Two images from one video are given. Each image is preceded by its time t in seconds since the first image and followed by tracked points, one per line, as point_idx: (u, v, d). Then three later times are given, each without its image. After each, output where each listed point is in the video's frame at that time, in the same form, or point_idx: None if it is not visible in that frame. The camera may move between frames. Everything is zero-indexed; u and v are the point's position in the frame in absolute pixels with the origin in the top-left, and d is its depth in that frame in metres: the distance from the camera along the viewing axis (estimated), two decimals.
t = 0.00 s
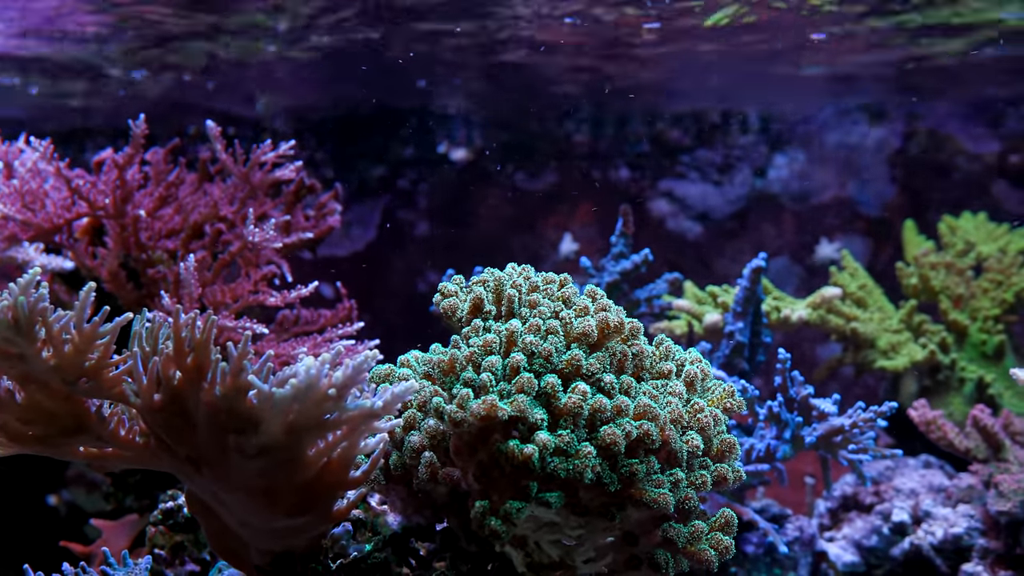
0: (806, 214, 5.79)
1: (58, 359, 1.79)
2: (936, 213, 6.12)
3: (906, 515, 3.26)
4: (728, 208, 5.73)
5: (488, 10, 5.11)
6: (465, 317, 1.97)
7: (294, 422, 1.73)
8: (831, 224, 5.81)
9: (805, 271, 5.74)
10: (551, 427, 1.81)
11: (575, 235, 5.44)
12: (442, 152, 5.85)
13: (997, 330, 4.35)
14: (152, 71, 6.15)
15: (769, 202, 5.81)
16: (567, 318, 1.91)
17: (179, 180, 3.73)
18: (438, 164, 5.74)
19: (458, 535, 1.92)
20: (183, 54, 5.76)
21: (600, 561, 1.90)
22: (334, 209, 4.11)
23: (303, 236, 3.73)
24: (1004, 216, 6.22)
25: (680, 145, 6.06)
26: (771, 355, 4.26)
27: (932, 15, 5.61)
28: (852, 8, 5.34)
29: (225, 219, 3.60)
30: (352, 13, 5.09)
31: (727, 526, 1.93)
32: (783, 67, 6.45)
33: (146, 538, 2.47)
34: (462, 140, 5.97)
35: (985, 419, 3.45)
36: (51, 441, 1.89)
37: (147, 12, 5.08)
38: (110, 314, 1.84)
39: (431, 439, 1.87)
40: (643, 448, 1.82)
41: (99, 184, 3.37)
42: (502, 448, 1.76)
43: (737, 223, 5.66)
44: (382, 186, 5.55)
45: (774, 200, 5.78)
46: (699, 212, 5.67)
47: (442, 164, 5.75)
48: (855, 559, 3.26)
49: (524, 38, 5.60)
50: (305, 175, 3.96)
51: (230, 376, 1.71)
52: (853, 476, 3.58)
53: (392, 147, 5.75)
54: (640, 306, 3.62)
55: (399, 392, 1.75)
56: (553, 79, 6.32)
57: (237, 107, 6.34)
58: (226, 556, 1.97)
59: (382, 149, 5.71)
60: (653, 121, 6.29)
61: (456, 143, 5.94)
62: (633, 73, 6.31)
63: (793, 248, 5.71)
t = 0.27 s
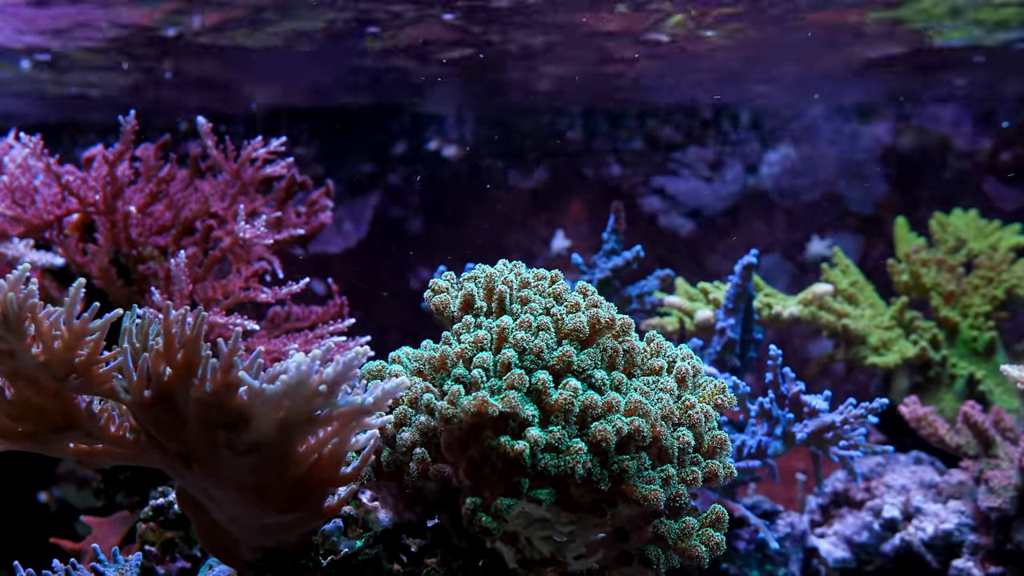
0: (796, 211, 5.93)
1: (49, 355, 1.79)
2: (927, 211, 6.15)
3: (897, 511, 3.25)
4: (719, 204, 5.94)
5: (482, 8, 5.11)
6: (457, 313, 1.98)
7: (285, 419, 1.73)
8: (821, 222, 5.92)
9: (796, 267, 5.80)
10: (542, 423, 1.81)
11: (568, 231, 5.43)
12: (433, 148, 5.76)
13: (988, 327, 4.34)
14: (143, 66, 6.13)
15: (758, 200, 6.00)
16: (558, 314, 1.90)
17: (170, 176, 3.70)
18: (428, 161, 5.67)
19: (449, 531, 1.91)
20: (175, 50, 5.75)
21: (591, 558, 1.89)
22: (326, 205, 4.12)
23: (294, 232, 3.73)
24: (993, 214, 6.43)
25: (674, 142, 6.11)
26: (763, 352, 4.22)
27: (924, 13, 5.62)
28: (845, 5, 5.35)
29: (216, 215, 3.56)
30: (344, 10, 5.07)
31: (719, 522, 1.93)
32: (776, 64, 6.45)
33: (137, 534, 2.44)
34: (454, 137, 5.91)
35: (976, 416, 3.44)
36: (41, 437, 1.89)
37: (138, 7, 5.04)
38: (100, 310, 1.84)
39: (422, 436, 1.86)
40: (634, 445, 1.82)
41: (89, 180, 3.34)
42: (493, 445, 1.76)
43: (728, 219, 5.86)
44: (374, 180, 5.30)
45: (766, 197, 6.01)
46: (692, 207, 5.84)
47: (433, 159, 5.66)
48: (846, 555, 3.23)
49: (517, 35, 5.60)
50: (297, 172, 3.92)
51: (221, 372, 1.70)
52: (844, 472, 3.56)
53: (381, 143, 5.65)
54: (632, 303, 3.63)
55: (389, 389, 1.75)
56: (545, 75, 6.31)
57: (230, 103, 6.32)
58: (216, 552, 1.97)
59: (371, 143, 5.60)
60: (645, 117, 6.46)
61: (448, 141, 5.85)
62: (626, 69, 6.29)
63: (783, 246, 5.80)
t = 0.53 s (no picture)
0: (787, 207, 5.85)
1: (38, 351, 1.78)
2: (917, 207, 5.97)
3: (888, 507, 3.25)
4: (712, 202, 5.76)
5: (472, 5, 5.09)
6: (447, 309, 1.96)
7: (275, 415, 1.73)
8: (812, 219, 5.92)
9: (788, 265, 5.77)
10: (533, 420, 1.81)
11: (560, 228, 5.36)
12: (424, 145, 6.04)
13: (979, 324, 4.31)
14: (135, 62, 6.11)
15: (752, 197, 5.86)
16: (548, 311, 1.91)
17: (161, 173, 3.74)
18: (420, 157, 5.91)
19: (440, 528, 1.91)
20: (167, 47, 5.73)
21: (581, 554, 1.89)
22: (317, 202, 4.10)
23: (285, 229, 3.71)
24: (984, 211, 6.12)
25: (663, 138, 6.27)
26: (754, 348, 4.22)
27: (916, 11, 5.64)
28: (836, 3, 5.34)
29: (207, 212, 3.58)
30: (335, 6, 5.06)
31: (709, 519, 1.94)
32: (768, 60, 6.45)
33: (127, 531, 2.46)
34: (444, 133, 6.23)
35: (967, 412, 3.39)
36: (31, 434, 1.88)
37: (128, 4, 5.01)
38: (90, 306, 1.83)
39: (413, 432, 1.86)
40: (625, 441, 1.82)
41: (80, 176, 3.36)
42: (484, 441, 1.76)
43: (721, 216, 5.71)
44: (365, 178, 5.57)
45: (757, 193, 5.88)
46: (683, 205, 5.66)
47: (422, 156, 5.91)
48: (837, 551, 3.27)
49: (508, 30, 5.60)
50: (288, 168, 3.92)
51: (211, 368, 1.70)
52: (835, 469, 3.59)
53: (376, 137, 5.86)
54: (623, 300, 3.56)
55: (380, 386, 1.74)
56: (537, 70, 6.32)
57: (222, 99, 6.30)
58: (207, 549, 1.96)
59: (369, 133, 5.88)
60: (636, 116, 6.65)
61: (438, 136, 6.17)
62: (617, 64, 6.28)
63: (775, 242, 5.76)
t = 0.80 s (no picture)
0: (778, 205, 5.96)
1: (27, 347, 1.77)
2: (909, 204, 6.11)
3: (879, 504, 3.26)
4: (703, 199, 5.86)
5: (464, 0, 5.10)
6: (438, 305, 1.95)
7: (266, 412, 1.73)
8: (804, 216, 6.00)
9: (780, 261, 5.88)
10: (525, 416, 1.81)
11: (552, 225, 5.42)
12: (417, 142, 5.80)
13: (969, 320, 4.32)
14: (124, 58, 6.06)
15: (743, 192, 5.97)
16: (540, 307, 1.90)
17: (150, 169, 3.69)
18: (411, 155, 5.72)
19: (431, 524, 1.91)
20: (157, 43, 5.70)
21: (573, 551, 1.89)
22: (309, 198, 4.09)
23: (276, 225, 3.71)
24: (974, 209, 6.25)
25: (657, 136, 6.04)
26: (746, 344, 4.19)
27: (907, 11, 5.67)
28: None
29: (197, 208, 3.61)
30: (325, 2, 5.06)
31: (700, 515, 1.94)
32: (760, 57, 6.45)
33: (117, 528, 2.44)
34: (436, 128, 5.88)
35: (957, 409, 3.45)
36: (21, 430, 1.88)
37: None
38: (80, 302, 1.82)
39: (404, 428, 1.86)
40: (616, 437, 1.82)
41: (70, 172, 3.34)
42: (475, 437, 1.76)
43: (712, 213, 5.81)
44: (358, 175, 5.42)
45: (749, 190, 5.96)
46: (674, 202, 5.78)
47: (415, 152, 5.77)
48: (828, 547, 3.26)
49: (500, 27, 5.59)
50: (278, 164, 3.94)
51: (201, 364, 1.70)
52: (826, 464, 3.55)
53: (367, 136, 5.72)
54: (615, 296, 3.59)
55: (371, 381, 1.74)
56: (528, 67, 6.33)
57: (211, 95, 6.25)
58: (197, 545, 1.96)
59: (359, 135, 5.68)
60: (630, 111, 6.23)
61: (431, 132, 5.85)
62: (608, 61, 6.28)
63: (767, 238, 5.86)
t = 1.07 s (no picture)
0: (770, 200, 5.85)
1: (17, 343, 1.77)
2: (900, 200, 6.07)
3: (869, 500, 3.20)
4: (694, 195, 5.81)
5: None
6: (429, 301, 1.96)
7: (256, 408, 1.72)
8: (796, 213, 5.83)
9: (771, 257, 5.68)
10: (516, 412, 1.81)
11: (543, 220, 5.55)
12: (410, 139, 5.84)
13: (960, 317, 4.33)
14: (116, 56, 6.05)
15: (735, 190, 5.92)
16: (531, 303, 1.90)
17: (141, 165, 3.71)
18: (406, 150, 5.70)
19: (422, 520, 1.90)
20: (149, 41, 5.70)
21: (563, 547, 1.89)
22: (300, 194, 4.10)
23: (267, 221, 3.71)
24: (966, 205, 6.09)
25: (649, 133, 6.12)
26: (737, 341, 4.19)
27: (897, 10, 5.71)
28: None
29: (188, 203, 3.60)
30: None
31: (692, 511, 1.93)
32: (751, 56, 6.46)
33: (108, 524, 2.44)
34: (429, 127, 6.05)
35: (948, 405, 3.45)
36: (10, 426, 1.87)
37: None
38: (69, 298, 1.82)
39: (395, 424, 1.86)
40: (607, 433, 1.82)
41: (59, 167, 3.34)
42: (466, 433, 1.76)
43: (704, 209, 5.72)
44: (349, 171, 5.41)
45: (741, 186, 5.94)
46: (666, 198, 5.71)
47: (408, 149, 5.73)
48: (819, 543, 3.23)
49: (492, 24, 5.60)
50: (268, 160, 3.97)
51: (191, 360, 1.70)
52: (817, 461, 3.55)
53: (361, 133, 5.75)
54: (606, 292, 3.59)
55: (362, 377, 1.74)
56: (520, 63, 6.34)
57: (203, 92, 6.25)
58: (188, 542, 1.95)
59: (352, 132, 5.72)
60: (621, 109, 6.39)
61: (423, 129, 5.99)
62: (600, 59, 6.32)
63: (759, 235, 5.71)
